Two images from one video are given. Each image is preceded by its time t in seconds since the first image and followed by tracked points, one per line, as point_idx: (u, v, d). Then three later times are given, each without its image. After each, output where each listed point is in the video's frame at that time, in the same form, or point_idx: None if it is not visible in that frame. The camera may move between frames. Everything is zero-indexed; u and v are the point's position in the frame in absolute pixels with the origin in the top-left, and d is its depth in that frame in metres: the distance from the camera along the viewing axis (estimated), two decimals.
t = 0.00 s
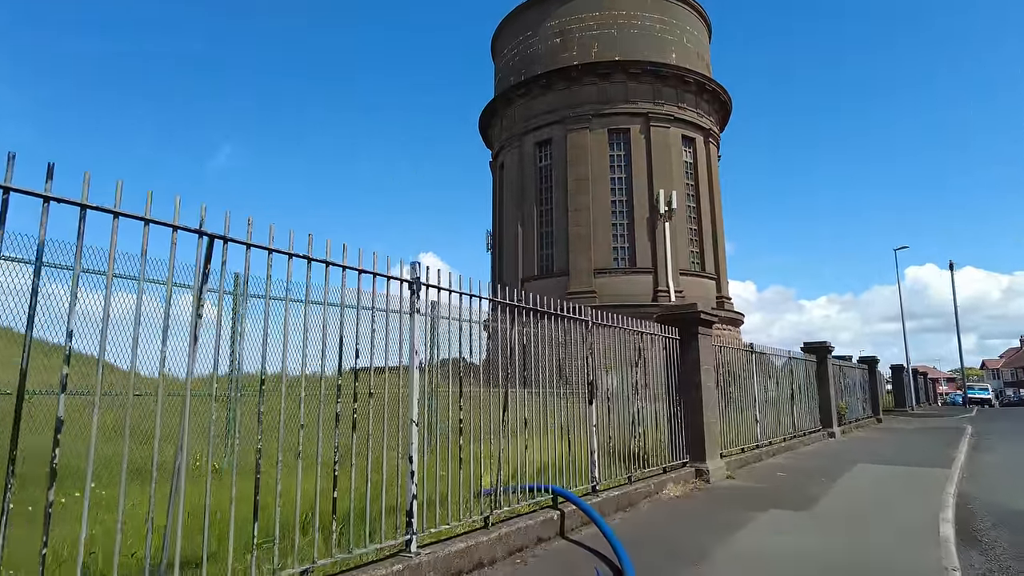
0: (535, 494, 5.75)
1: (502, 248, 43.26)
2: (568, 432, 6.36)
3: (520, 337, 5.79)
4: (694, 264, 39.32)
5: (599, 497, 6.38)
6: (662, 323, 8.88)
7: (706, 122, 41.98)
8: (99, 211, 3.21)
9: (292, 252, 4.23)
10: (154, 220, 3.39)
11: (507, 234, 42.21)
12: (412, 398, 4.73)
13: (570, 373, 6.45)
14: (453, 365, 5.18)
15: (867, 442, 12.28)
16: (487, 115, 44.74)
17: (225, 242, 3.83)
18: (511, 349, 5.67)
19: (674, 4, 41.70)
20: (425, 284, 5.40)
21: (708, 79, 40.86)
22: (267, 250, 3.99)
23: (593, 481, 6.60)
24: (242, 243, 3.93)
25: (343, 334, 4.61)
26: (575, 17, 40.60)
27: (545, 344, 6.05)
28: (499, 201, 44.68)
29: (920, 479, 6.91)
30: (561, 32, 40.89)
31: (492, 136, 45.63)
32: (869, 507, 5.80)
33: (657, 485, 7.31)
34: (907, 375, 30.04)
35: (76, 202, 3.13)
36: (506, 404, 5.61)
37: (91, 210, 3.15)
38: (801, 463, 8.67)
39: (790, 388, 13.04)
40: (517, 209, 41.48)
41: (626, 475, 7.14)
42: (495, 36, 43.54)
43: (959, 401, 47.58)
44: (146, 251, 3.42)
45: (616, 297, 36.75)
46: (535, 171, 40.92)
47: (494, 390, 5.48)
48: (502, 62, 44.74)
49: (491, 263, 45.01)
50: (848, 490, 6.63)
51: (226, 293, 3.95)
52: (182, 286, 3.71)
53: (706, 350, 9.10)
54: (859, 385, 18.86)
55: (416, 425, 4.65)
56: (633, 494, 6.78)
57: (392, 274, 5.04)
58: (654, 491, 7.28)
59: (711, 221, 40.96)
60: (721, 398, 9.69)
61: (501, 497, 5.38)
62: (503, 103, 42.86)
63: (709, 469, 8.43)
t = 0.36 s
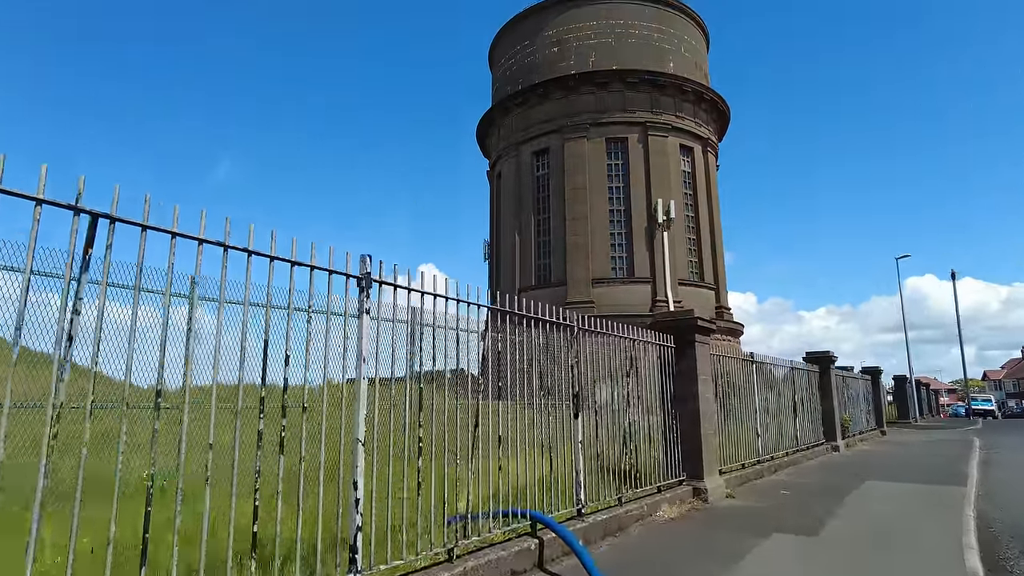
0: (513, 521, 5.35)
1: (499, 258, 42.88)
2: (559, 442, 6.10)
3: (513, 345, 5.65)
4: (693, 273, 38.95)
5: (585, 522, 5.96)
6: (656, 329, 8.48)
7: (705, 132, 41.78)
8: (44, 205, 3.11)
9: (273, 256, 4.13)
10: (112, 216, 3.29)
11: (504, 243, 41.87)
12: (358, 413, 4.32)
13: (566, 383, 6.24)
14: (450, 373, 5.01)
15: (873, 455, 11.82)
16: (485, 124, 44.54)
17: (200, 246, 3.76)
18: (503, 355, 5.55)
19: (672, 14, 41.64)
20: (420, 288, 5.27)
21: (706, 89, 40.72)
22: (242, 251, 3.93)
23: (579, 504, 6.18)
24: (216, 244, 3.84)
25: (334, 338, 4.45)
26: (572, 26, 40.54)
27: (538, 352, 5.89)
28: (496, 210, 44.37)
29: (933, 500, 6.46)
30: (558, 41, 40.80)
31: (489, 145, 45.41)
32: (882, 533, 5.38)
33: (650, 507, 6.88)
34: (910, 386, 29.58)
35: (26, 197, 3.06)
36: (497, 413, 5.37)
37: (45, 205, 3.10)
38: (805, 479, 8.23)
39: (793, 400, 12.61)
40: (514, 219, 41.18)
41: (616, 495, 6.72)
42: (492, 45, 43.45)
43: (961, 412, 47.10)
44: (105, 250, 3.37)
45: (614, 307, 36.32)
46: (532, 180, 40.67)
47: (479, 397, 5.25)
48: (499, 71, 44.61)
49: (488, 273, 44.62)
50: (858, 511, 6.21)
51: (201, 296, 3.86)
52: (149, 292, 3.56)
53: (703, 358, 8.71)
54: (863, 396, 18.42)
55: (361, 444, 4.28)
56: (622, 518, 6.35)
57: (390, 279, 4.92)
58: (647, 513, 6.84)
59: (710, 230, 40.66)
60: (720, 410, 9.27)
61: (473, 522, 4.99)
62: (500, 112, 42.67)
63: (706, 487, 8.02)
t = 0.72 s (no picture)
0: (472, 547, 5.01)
1: (493, 267, 42.47)
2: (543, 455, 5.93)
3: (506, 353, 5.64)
4: (688, 282, 38.61)
5: (554, 546, 5.57)
6: (642, 334, 8.11)
7: (700, 140, 41.61)
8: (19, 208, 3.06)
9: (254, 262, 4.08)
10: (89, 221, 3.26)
11: (498, 252, 41.52)
12: (267, 429, 4.25)
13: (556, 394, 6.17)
14: (438, 386, 5.01)
15: (872, 468, 11.41)
16: (479, 132, 44.30)
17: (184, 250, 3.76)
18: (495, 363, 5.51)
19: (667, 21, 41.57)
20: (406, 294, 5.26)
21: (701, 97, 40.60)
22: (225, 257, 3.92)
23: (548, 528, 5.79)
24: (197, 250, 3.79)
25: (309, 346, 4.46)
26: (568, 33, 40.42)
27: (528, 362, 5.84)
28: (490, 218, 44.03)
29: (940, 521, 6.03)
30: (553, 49, 40.67)
31: (484, 153, 45.16)
32: (888, 557, 4.97)
33: (628, 529, 6.50)
34: (908, 396, 29.23)
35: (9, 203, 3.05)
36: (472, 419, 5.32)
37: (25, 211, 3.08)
38: (801, 494, 7.81)
39: (788, 410, 12.23)
40: (509, 226, 40.91)
41: (592, 518, 6.36)
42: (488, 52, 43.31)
43: (960, 423, 46.79)
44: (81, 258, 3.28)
45: (609, 316, 35.93)
46: (526, 188, 40.42)
47: (461, 408, 5.21)
48: (495, 79, 44.45)
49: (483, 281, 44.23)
50: (859, 531, 5.78)
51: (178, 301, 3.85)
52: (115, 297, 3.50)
53: (690, 364, 8.34)
54: (861, 406, 18.05)
55: (270, 462, 4.19)
56: (596, 542, 5.95)
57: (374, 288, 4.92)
58: (626, 535, 6.46)
59: (705, 238, 40.40)
60: (710, 419, 8.89)
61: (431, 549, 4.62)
62: (495, 120, 42.47)
63: (694, 505, 7.63)
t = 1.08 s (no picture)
0: None
1: (485, 305, 42.05)
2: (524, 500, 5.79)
3: (497, 396, 5.63)
4: (681, 319, 38.23)
5: None
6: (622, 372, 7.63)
7: (690, 178, 41.85)
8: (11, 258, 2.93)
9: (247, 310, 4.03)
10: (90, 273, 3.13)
11: (490, 290, 41.16)
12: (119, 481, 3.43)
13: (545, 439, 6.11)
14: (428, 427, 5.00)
15: (874, 515, 10.83)
16: (471, 171, 44.46)
17: (183, 298, 3.67)
18: (484, 404, 5.47)
19: (655, 62, 42.26)
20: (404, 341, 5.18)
21: (690, 136, 41.01)
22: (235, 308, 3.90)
23: None
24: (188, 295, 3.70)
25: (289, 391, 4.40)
26: (558, 74, 41.01)
27: (512, 407, 5.77)
28: (481, 256, 43.82)
29: None
30: (544, 89, 41.19)
31: (476, 191, 45.25)
32: None
33: None
34: (908, 436, 28.58)
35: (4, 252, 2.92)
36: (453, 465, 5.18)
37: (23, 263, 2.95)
38: (801, 545, 7.23)
39: (784, 452, 11.67)
40: (501, 263, 40.70)
41: None
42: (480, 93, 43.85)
43: (960, 463, 45.99)
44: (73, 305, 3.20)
45: (602, 354, 35.39)
46: (518, 226, 40.37)
47: (452, 448, 5.16)
48: (486, 118, 44.88)
49: (474, 319, 43.73)
50: None
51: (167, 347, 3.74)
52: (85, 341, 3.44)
53: (674, 403, 7.93)
54: (860, 448, 17.47)
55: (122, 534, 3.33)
56: None
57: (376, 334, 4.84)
58: None
59: (697, 275, 40.19)
60: (698, 462, 8.38)
61: None
62: (486, 159, 42.69)
63: (682, 562, 7.18)
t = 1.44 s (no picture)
0: None
1: (479, 359, 41.48)
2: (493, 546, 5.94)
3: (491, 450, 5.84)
4: (678, 374, 37.62)
5: None
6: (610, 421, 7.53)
7: (684, 232, 42.06)
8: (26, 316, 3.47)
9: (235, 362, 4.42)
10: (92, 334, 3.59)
11: (484, 343, 40.68)
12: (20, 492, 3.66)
13: (539, 498, 6.10)
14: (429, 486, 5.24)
15: None
16: (466, 224, 44.74)
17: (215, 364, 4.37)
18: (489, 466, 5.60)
19: (647, 120, 43.16)
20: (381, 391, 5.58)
21: (683, 191, 41.46)
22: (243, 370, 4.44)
23: None
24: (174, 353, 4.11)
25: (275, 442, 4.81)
26: (552, 130, 41.83)
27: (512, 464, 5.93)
28: (476, 309, 43.56)
29: None
30: (538, 145, 41.96)
31: (471, 244, 45.41)
32: None
33: None
34: (915, 496, 27.58)
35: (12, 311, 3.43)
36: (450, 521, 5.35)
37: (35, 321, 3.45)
38: None
39: (785, 509, 11.04)
40: (495, 315, 40.43)
41: None
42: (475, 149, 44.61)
43: (971, 523, 44.47)
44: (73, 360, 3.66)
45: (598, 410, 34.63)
46: (513, 278, 40.29)
47: (444, 509, 5.26)
48: (482, 174, 45.51)
49: (468, 373, 43.05)
50: None
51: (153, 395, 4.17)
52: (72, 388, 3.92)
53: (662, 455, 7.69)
54: (866, 508, 16.74)
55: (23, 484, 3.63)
56: None
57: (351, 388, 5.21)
58: None
59: (694, 329, 39.79)
60: (688, 518, 8.00)
61: None
62: (482, 213, 43.05)
63: None
